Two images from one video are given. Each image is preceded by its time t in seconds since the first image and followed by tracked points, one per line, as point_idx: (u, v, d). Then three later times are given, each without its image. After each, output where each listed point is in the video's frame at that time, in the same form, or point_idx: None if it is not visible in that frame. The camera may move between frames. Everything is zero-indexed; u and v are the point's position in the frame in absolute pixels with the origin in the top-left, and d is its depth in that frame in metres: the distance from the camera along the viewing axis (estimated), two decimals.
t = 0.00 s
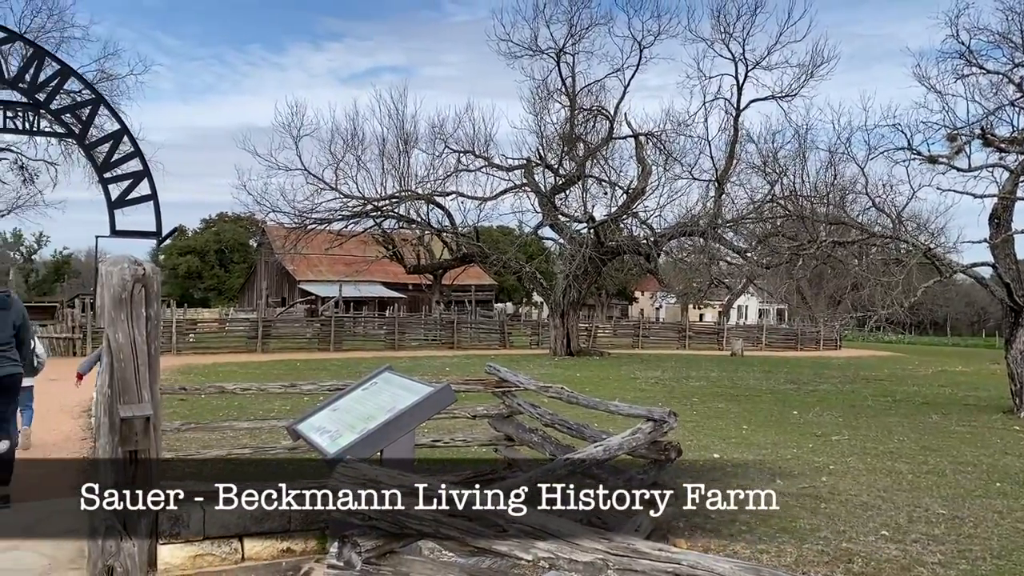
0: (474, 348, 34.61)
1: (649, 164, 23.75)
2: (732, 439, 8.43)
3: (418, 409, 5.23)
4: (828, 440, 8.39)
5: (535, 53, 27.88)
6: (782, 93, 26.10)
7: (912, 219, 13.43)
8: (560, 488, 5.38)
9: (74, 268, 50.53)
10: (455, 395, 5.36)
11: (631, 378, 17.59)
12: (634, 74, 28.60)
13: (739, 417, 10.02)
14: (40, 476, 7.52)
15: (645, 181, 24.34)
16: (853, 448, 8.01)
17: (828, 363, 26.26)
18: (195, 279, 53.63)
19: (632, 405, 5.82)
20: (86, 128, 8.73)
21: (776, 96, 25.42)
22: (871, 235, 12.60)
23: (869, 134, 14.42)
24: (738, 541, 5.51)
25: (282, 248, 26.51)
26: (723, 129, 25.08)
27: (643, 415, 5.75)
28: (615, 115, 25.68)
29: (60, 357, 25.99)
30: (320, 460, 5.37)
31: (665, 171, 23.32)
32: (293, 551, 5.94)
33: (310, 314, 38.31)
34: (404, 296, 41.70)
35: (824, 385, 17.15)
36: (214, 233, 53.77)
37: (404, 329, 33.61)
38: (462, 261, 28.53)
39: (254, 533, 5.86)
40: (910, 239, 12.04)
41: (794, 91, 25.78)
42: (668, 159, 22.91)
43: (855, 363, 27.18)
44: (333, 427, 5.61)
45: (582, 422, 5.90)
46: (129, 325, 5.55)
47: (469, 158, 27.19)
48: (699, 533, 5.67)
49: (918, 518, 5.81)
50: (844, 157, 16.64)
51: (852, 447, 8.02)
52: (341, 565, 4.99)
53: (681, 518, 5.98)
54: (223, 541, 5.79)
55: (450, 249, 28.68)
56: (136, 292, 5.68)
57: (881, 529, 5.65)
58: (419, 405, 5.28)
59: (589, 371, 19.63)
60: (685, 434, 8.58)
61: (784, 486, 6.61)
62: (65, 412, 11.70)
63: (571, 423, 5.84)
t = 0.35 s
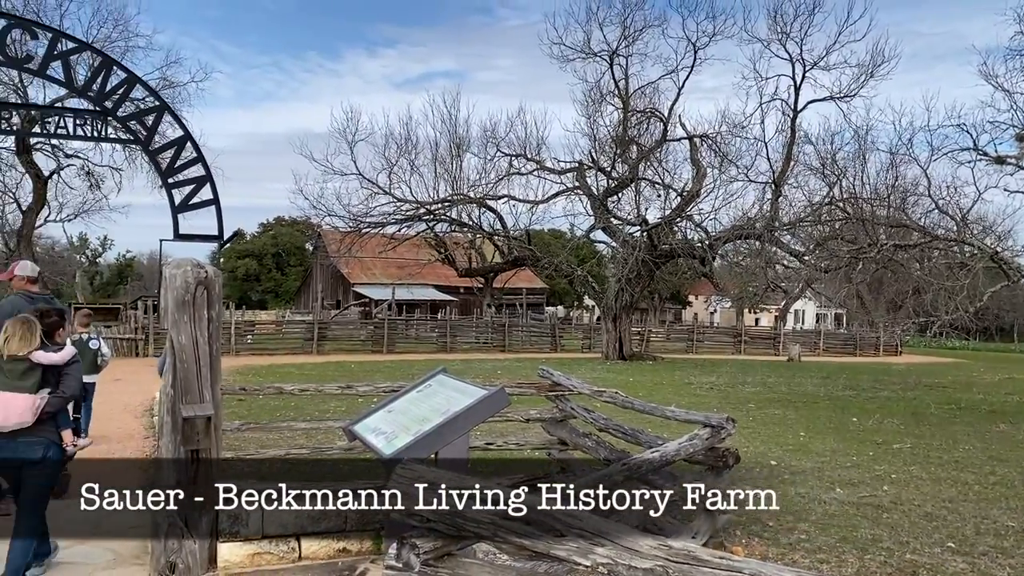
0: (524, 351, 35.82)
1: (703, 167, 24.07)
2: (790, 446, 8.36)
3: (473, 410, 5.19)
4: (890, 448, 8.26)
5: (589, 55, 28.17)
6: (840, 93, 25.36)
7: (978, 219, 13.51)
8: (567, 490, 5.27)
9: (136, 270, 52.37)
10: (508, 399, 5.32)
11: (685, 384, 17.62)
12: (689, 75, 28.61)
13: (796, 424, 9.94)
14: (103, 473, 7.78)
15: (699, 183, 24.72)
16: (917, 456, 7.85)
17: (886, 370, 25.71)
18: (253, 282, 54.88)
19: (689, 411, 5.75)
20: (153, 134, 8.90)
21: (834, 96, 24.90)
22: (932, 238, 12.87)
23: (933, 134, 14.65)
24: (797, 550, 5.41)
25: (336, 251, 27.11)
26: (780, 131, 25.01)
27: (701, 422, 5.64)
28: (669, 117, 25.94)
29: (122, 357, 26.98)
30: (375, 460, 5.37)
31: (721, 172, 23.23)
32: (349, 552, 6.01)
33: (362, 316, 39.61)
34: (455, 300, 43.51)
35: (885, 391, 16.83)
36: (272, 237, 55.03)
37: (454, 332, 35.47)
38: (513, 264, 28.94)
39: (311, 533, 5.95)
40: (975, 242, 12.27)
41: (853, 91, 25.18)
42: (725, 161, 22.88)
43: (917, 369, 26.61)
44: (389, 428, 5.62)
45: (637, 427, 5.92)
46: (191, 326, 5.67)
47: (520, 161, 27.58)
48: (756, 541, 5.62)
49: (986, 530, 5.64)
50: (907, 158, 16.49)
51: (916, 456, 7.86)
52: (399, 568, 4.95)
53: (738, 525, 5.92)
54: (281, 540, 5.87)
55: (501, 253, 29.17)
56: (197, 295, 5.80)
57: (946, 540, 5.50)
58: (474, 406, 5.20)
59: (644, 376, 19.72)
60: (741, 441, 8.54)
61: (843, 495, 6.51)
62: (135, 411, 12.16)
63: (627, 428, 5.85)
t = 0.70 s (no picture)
0: (575, 355, 36.16)
1: (759, 169, 23.83)
2: (848, 453, 8.27)
3: (526, 413, 5.18)
4: (954, 457, 8.09)
5: (641, 57, 28.35)
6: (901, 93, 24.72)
7: None
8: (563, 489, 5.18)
9: (195, 272, 53.88)
10: (561, 402, 5.30)
11: (740, 389, 17.56)
12: (743, 75, 28.69)
13: (855, 431, 9.81)
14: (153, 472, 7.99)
15: (754, 186, 24.79)
16: (984, 466, 7.67)
17: (948, 376, 25.03)
18: (308, 284, 56.03)
19: (745, 416, 5.75)
20: (214, 140, 9.09)
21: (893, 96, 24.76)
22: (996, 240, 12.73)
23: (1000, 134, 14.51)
24: (856, 560, 5.29)
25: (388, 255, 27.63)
26: (838, 132, 24.91)
27: (757, 427, 5.67)
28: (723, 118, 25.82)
29: (182, 356, 27.91)
30: (428, 461, 5.37)
31: (777, 174, 23.07)
32: (402, 552, 6.07)
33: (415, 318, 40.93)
34: (505, 302, 44.28)
35: (948, 399, 16.40)
36: (326, 240, 55.89)
37: (505, 335, 36.02)
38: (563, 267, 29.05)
39: (365, 533, 6.01)
40: None
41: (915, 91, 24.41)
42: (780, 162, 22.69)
43: (982, 376, 25.91)
44: (442, 429, 5.64)
45: (691, 433, 5.93)
46: (249, 328, 5.78)
47: (571, 163, 27.88)
48: (815, 550, 5.52)
49: None
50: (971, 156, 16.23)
51: (982, 466, 7.68)
52: (455, 570, 5.05)
53: (796, 533, 5.85)
54: (336, 540, 5.95)
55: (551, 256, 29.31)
56: (256, 297, 5.91)
57: (1015, 553, 5.33)
58: (527, 408, 5.16)
59: (698, 381, 19.63)
60: (798, 447, 8.47)
61: (905, 503, 6.38)
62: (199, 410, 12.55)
63: (681, 433, 5.86)
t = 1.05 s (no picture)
0: (624, 358, 36.28)
1: (813, 171, 23.39)
2: (907, 461, 8.14)
3: (577, 415, 5.16)
4: (1019, 467, 7.91)
5: (693, 57, 28.39)
6: (961, 92, 25.02)
7: None
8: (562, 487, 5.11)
9: (247, 273, 55.17)
10: (612, 405, 5.28)
11: (793, 394, 17.39)
12: (798, 74, 28.80)
13: (916, 438, 9.65)
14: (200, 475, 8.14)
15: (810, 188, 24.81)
16: None
17: (1006, 383, 24.42)
18: (357, 286, 56.79)
19: (800, 422, 5.64)
20: (268, 144, 9.23)
21: (956, 95, 24.77)
22: None
23: None
24: (916, 571, 5.17)
25: (438, 257, 28.03)
26: (895, 132, 24.78)
27: (813, 433, 5.55)
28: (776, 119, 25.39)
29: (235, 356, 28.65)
30: (479, 464, 5.37)
31: (832, 175, 22.83)
32: (452, 553, 6.09)
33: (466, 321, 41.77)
34: (553, 304, 44.68)
35: (1010, 406, 16.00)
36: (375, 241, 56.44)
37: (554, 338, 36.27)
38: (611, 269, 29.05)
39: (416, 533, 6.06)
40: None
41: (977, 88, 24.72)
42: (836, 163, 22.44)
43: None
44: (491, 432, 5.61)
45: (745, 438, 5.87)
46: (303, 328, 5.86)
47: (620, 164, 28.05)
48: (872, 559, 5.41)
49: None
50: None
51: None
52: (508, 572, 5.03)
53: (852, 541, 5.74)
54: (386, 540, 6.00)
55: (601, 258, 29.33)
56: (310, 298, 5.99)
57: None
58: (580, 409, 5.16)
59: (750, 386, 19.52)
60: (855, 454, 8.37)
61: (967, 514, 6.24)
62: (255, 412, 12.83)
63: (735, 438, 5.83)
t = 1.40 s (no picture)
0: (671, 361, 36.17)
1: (864, 171, 22.99)
2: (964, 469, 7.99)
3: (625, 418, 5.12)
4: None
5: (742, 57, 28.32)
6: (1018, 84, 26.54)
7: None
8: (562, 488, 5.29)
9: (296, 275, 56.31)
10: (662, 409, 5.20)
11: (844, 398, 17.23)
12: (850, 72, 28.66)
13: (975, 444, 9.47)
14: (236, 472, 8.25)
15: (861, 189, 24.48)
16: None
17: None
18: (404, 288, 57.29)
19: (853, 426, 5.51)
20: (317, 147, 9.35)
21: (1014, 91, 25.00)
22: None
23: None
24: None
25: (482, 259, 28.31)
26: (951, 131, 24.47)
27: (866, 438, 5.42)
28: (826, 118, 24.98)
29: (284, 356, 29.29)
30: (526, 465, 5.37)
31: (885, 174, 22.49)
32: (498, 555, 6.11)
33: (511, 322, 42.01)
34: (598, 307, 44.80)
35: None
36: (421, 244, 57.00)
37: (599, 339, 36.46)
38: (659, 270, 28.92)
39: (463, 533, 6.08)
40: None
41: None
42: (889, 163, 22.11)
43: None
44: (538, 434, 5.59)
45: (796, 442, 5.78)
46: (351, 329, 5.92)
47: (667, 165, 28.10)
48: (928, 568, 5.31)
49: None
50: None
51: None
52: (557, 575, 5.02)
53: (907, 549, 5.64)
54: (433, 540, 6.03)
55: (647, 260, 29.25)
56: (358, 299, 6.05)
57: None
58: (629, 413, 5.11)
59: (800, 389, 19.40)
60: (911, 460, 8.26)
61: None
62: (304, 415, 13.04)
63: (785, 443, 5.73)
